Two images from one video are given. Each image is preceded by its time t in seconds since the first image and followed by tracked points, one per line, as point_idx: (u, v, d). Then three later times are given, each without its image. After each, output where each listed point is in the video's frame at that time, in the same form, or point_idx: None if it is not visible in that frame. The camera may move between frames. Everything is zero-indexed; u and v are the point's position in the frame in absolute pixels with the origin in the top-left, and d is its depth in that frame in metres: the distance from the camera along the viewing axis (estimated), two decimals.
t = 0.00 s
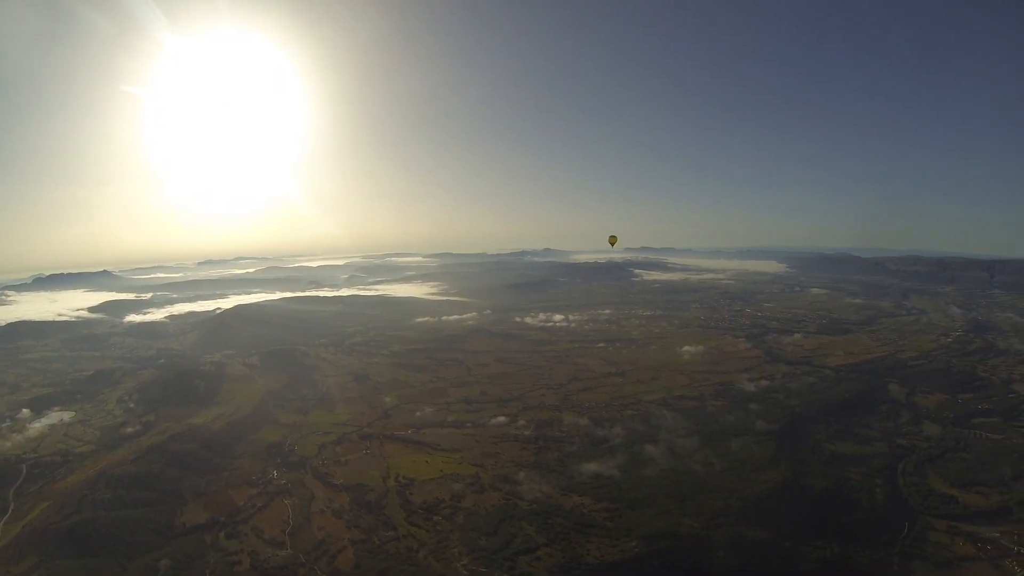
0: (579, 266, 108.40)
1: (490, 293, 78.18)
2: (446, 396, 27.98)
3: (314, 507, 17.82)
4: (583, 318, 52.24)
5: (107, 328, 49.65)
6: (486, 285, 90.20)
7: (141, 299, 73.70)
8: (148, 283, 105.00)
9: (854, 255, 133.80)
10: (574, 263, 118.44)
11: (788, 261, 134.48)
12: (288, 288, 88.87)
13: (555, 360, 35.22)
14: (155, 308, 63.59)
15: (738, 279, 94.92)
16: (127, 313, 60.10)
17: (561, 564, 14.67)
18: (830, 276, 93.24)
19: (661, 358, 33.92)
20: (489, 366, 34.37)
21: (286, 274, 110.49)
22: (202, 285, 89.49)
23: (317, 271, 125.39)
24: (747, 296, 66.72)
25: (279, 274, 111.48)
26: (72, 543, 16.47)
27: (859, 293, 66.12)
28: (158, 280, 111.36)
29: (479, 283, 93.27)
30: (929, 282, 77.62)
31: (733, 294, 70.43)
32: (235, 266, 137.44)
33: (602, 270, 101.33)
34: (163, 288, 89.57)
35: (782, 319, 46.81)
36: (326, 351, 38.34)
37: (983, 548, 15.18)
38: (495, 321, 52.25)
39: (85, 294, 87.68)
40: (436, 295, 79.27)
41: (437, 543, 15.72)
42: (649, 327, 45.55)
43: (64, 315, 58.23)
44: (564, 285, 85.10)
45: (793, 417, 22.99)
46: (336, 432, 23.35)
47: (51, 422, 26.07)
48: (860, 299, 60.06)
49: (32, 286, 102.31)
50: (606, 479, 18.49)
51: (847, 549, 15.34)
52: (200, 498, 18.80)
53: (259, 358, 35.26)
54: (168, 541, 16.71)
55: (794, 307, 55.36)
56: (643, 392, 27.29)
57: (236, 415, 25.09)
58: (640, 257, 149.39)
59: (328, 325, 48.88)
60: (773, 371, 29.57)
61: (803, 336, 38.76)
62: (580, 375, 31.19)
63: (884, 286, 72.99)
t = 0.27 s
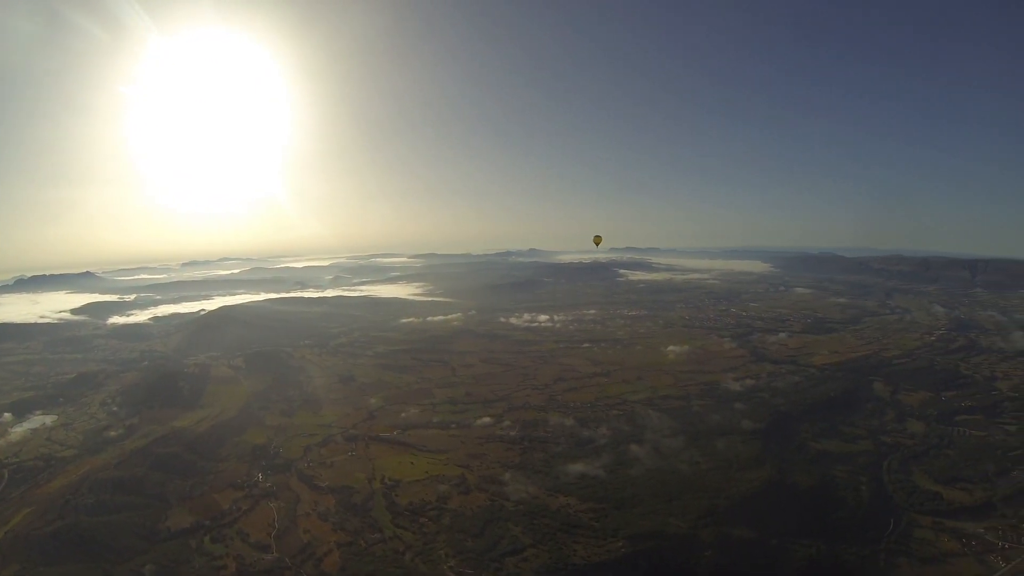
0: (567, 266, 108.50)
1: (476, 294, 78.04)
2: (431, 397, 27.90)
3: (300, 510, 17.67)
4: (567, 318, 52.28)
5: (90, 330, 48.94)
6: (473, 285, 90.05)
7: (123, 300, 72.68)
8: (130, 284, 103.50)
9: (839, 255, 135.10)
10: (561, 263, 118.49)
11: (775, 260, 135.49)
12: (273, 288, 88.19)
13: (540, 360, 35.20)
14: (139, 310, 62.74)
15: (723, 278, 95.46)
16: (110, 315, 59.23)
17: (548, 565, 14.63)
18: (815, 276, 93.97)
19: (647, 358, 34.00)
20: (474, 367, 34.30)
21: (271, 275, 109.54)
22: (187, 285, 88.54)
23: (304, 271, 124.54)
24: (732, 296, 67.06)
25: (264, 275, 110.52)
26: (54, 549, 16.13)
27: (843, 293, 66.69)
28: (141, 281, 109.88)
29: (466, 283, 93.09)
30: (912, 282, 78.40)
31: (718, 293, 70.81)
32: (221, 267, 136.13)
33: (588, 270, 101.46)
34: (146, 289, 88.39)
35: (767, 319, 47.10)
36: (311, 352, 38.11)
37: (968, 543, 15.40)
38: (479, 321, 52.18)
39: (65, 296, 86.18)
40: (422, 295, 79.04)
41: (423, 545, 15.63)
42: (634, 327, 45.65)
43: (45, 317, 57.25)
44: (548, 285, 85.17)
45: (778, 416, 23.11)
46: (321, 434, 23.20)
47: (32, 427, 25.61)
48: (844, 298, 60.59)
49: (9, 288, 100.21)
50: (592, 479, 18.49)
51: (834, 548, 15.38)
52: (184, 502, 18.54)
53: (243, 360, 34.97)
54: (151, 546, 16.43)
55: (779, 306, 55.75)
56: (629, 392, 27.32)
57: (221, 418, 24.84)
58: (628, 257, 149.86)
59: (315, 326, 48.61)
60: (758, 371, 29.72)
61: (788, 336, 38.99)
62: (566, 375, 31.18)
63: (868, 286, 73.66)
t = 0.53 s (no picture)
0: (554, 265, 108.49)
1: (462, 293, 77.90)
2: (416, 397, 27.82)
3: (285, 511, 17.54)
4: (552, 317, 52.31)
5: (73, 331, 48.22)
6: (459, 284, 89.87)
7: (104, 300, 71.63)
8: (112, 284, 101.99)
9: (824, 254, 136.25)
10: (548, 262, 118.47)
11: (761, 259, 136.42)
12: (258, 288, 87.44)
13: (524, 359, 35.17)
14: (122, 311, 61.87)
15: (707, 277, 95.91)
16: (92, 316, 58.34)
17: (534, 564, 14.60)
18: (800, 274, 94.65)
19: (631, 357, 34.06)
20: (458, 366, 34.23)
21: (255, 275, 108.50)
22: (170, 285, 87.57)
23: (291, 271, 123.61)
24: (717, 294, 67.40)
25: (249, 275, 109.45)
26: (36, 554, 15.77)
27: (826, 291, 67.27)
28: (124, 281, 108.31)
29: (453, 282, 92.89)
30: (896, 280, 79.20)
31: (703, 292, 71.14)
32: (207, 266, 135.06)
33: (573, 270, 101.54)
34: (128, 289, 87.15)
35: (751, 317, 47.36)
36: (295, 352, 37.90)
37: (952, 538, 15.63)
38: (463, 321, 52.07)
39: (44, 297, 84.59)
40: (407, 294, 78.77)
41: (409, 545, 15.56)
42: (618, 326, 45.72)
43: (25, 318, 56.25)
44: (533, 284, 85.13)
45: (763, 414, 23.22)
46: (306, 435, 23.06)
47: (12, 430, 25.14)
48: (827, 296, 61.10)
49: None
50: (578, 478, 18.49)
51: (820, 545, 15.46)
52: (169, 505, 18.29)
53: (228, 360, 34.66)
54: (135, 550, 16.16)
55: (762, 304, 56.12)
56: (614, 390, 27.35)
57: (205, 419, 24.59)
58: (615, 256, 150.21)
59: (301, 326, 48.37)
60: (742, 369, 29.87)
61: (773, 334, 39.26)
62: (550, 374, 31.16)
63: (852, 284, 74.32)
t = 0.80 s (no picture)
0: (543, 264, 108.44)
1: (449, 291, 77.74)
2: (402, 396, 27.74)
3: (271, 513, 17.40)
4: (538, 316, 52.31)
5: (56, 333, 47.55)
6: (447, 282, 89.66)
7: (87, 301, 70.58)
8: (96, 285, 100.63)
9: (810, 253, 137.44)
10: (536, 261, 118.44)
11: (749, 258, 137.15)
12: (245, 288, 86.76)
13: (510, 358, 35.15)
14: (106, 311, 61.07)
15: (694, 276, 96.29)
16: (75, 317, 57.53)
17: (522, 564, 14.56)
18: (787, 273, 95.22)
19: (618, 356, 34.11)
20: (444, 365, 34.17)
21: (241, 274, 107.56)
22: (155, 284, 86.61)
23: (278, 270, 122.68)
24: (704, 293, 67.59)
25: (235, 274, 108.50)
26: (18, 558, 15.45)
27: (812, 289, 67.71)
28: (108, 281, 106.91)
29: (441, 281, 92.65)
30: (881, 279, 79.85)
31: (689, 290, 71.45)
32: (194, 265, 133.83)
33: (560, 269, 101.63)
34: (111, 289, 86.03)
35: (737, 315, 47.59)
36: (281, 352, 37.67)
37: (938, 534, 15.84)
38: (449, 320, 51.98)
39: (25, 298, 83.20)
40: (394, 294, 78.52)
41: (397, 546, 15.48)
42: (604, 324, 45.77)
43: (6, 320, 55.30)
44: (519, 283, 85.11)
45: (749, 412, 23.32)
46: (292, 435, 22.93)
47: None
48: (813, 294, 61.49)
49: None
50: (565, 477, 18.48)
51: (808, 542, 15.52)
52: (154, 507, 18.05)
53: (213, 361, 34.38)
54: (119, 554, 15.90)
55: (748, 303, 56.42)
56: (600, 389, 27.38)
57: (191, 421, 24.37)
58: (602, 255, 150.53)
59: (288, 325, 48.11)
60: (729, 367, 30.00)
61: (759, 332, 39.48)
62: (536, 373, 31.14)
63: (837, 282, 74.89)
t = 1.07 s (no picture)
0: (533, 265, 108.42)
1: (437, 293, 77.60)
2: (390, 399, 27.65)
3: (259, 517, 17.26)
4: (525, 317, 52.34)
5: (40, 336, 46.87)
6: (435, 284, 89.48)
7: (71, 303, 69.68)
8: (79, 287, 99.29)
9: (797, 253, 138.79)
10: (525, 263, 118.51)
11: (738, 258, 137.80)
12: (232, 290, 86.17)
13: (498, 360, 35.13)
14: (90, 314, 60.29)
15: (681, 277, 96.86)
16: (59, 321, 56.75)
17: (510, 567, 14.51)
18: (775, 274, 95.75)
19: (605, 357, 34.16)
20: (432, 367, 34.11)
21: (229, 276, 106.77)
22: (140, 286, 85.65)
23: (267, 271, 121.94)
24: (691, 294, 68.01)
25: (222, 276, 107.67)
26: None
27: (799, 290, 68.11)
28: (92, 283, 105.54)
29: (429, 283, 92.45)
30: (868, 279, 80.41)
31: (676, 291, 71.81)
32: (181, 267, 132.65)
33: (548, 270, 101.87)
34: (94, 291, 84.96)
35: (724, 316, 47.85)
36: (268, 354, 37.47)
37: (925, 532, 15.96)
38: (437, 321, 51.95)
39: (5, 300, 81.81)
40: (382, 295, 78.39)
41: (385, 549, 15.40)
42: (591, 326, 45.85)
43: None
44: (508, 285, 85.28)
45: (737, 412, 23.42)
46: (279, 439, 22.78)
47: None
48: (800, 295, 61.93)
49: None
50: (553, 480, 18.48)
51: (797, 542, 15.57)
52: (139, 513, 17.83)
53: (199, 364, 34.11)
54: (104, 561, 15.66)
55: (734, 303, 56.76)
56: (588, 391, 27.40)
57: (177, 425, 24.14)
58: (592, 256, 151.08)
59: (277, 328, 47.89)
60: (716, 368, 30.13)
61: (746, 333, 39.67)
62: (524, 375, 31.13)
63: (824, 283, 75.38)
